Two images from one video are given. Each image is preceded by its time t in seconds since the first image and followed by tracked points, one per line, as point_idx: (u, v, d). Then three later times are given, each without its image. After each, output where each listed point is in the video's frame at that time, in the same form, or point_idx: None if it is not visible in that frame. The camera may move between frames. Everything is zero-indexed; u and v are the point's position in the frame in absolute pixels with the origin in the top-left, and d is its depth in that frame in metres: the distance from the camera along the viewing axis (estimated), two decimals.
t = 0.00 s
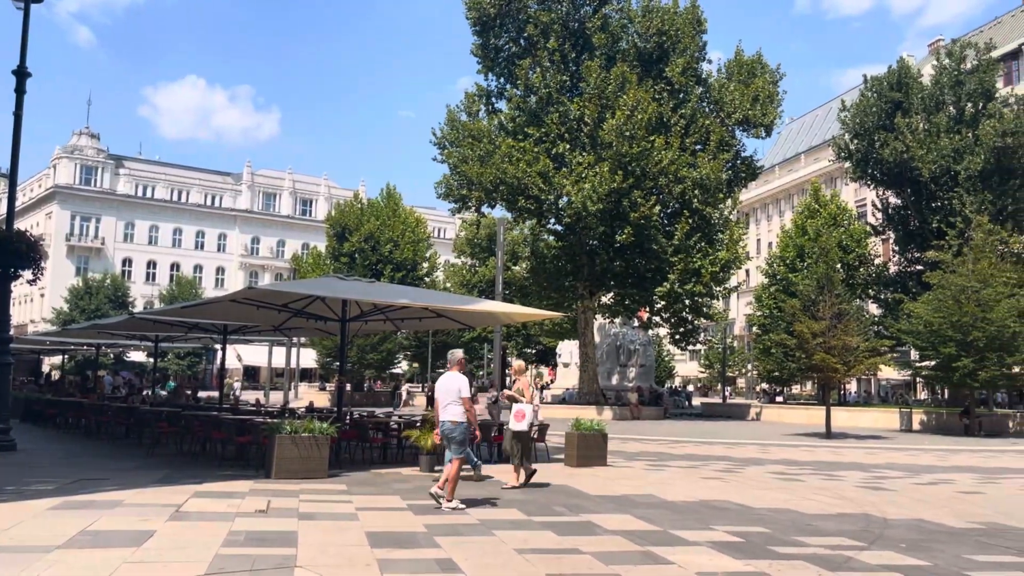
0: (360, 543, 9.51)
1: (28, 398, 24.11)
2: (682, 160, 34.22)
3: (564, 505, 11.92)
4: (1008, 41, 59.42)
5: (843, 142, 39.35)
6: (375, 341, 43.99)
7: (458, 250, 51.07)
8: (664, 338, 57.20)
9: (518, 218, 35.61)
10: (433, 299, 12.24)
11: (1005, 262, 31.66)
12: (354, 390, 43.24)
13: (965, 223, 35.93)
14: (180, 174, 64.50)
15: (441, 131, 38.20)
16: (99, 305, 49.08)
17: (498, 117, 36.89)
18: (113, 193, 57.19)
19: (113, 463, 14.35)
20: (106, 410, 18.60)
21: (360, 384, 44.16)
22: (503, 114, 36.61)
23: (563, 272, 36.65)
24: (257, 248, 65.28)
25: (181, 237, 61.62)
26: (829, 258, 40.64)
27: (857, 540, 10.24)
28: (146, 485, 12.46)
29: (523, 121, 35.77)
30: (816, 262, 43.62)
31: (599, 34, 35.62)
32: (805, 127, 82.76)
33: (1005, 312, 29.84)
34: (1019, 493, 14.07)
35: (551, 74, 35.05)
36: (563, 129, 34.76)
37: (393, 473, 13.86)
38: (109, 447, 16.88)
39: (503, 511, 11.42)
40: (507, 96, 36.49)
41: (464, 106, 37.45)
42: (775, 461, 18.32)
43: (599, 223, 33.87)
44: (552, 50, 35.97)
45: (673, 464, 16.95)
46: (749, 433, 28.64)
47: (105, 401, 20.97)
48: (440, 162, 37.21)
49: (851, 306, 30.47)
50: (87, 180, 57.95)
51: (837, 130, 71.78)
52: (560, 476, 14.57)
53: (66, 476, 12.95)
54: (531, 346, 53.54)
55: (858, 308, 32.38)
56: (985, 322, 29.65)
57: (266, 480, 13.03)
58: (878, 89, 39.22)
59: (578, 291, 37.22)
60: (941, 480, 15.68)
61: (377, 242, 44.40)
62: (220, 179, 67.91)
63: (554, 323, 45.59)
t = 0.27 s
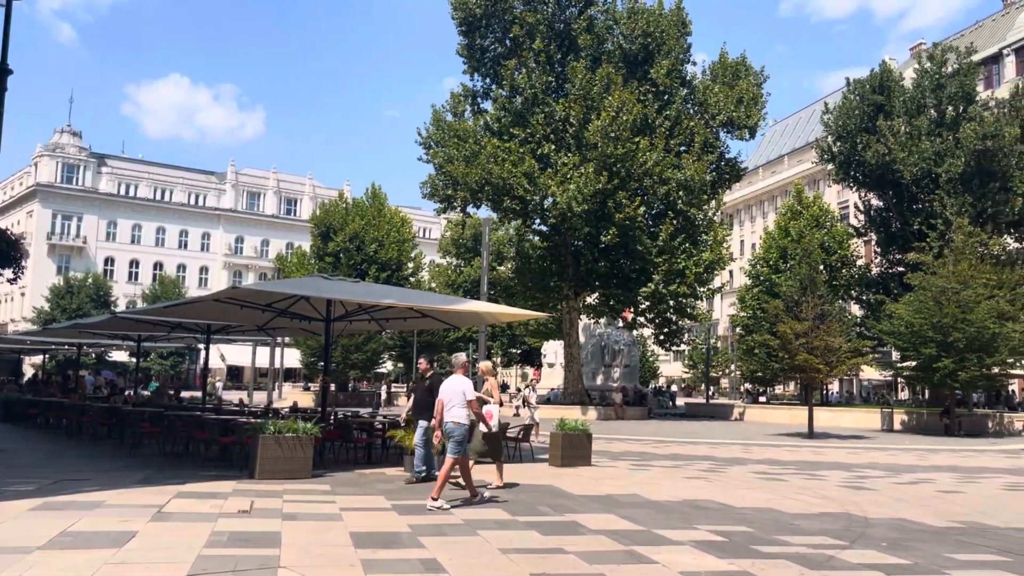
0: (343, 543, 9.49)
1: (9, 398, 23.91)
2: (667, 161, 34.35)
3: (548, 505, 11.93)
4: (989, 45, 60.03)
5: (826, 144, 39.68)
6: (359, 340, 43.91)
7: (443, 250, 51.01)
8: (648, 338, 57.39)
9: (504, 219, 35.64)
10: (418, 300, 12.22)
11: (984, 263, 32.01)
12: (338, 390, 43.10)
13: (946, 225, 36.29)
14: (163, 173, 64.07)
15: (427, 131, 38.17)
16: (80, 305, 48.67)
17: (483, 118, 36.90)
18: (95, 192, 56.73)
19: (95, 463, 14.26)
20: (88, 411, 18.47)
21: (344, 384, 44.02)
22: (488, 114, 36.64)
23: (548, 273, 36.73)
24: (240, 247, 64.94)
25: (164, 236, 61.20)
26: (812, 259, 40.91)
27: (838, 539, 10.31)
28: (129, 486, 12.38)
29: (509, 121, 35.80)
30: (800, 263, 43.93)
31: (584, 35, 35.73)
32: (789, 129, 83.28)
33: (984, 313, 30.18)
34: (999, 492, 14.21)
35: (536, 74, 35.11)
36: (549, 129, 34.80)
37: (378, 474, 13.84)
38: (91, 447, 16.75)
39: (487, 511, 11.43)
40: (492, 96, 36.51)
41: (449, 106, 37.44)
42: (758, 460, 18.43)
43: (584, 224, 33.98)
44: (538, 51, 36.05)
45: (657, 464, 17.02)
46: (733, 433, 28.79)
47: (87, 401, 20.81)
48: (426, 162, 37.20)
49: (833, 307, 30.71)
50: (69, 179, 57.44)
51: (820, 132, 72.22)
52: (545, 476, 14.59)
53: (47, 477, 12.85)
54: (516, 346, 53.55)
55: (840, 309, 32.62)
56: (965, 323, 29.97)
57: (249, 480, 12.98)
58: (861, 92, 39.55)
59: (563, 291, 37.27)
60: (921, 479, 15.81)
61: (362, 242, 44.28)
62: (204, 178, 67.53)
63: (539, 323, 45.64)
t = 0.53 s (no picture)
0: (324, 544, 9.44)
1: None
2: (648, 163, 34.49)
3: (529, 505, 11.94)
4: (964, 50, 60.60)
5: (805, 146, 39.99)
6: (339, 341, 43.71)
7: (424, 250, 50.89)
8: (628, 338, 57.55)
9: (485, 219, 35.63)
10: (398, 300, 12.20)
11: (960, 265, 32.37)
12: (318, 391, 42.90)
13: (923, 228, 36.64)
14: (141, 171, 63.50)
15: (408, 130, 38.07)
16: (56, 304, 48.11)
17: (465, 118, 36.85)
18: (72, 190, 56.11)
19: (72, 464, 14.12)
20: (64, 411, 18.28)
21: (324, 385, 43.82)
22: (470, 115, 36.57)
23: (529, 273, 36.78)
24: (219, 247, 64.47)
25: (142, 235, 60.64)
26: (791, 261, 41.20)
27: (817, 539, 10.37)
28: (106, 487, 12.27)
29: (490, 122, 35.80)
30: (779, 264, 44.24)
31: (566, 36, 35.81)
32: (768, 132, 83.82)
33: (960, 314, 30.49)
34: (974, 492, 14.37)
35: (518, 75, 35.15)
36: (530, 130, 34.82)
37: (359, 475, 13.81)
38: (67, 448, 16.58)
39: (468, 511, 11.42)
40: (474, 96, 36.47)
41: (431, 106, 37.37)
42: (737, 460, 18.55)
43: (565, 224, 34.07)
44: (519, 52, 36.06)
45: (636, 464, 17.09)
46: (712, 433, 28.95)
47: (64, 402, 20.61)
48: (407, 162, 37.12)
49: (811, 309, 30.92)
50: (45, 177, 56.76)
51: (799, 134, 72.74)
52: (525, 476, 14.62)
53: (23, 478, 12.71)
54: (497, 346, 53.54)
55: (819, 310, 32.88)
56: (942, 324, 30.27)
57: (228, 481, 12.91)
58: (840, 95, 39.89)
59: (544, 292, 37.33)
60: (897, 479, 15.98)
61: (342, 242, 44.11)
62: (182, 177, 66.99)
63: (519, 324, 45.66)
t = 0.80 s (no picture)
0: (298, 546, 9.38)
1: None
2: (625, 165, 34.65)
3: (505, 506, 11.93)
4: (935, 55, 61.47)
5: (780, 149, 40.43)
6: (315, 342, 43.49)
7: (401, 251, 50.75)
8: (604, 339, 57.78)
9: (463, 220, 35.61)
10: (374, 300, 12.15)
11: (931, 267, 32.85)
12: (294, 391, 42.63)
13: (895, 231, 37.12)
14: (113, 170, 62.81)
15: (385, 130, 37.96)
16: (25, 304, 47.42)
17: (442, 118, 36.82)
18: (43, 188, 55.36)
19: (42, 466, 13.93)
20: (34, 412, 18.02)
21: (300, 386, 43.55)
22: (447, 115, 36.55)
23: (506, 274, 36.85)
24: (193, 247, 63.89)
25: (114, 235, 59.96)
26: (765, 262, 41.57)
27: (790, 538, 10.46)
28: (77, 489, 12.10)
29: (468, 122, 35.80)
30: (754, 266, 44.61)
31: (544, 38, 35.92)
32: (743, 135, 84.50)
33: (931, 316, 30.90)
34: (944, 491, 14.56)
35: (495, 76, 35.19)
36: (507, 130, 34.83)
37: (334, 477, 13.74)
38: (37, 450, 16.35)
39: (443, 512, 11.38)
40: (451, 96, 36.44)
41: (408, 106, 37.30)
42: (712, 461, 18.66)
43: (542, 226, 34.15)
44: (497, 53, 36.13)
45: (612, 465, 17.16)
46: (688, 433, 29.13)
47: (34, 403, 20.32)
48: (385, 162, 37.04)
49: (785, 310, 31.23)
50: (14, 175, 55.93)
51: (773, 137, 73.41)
52: (501, 477, 14.62)
53: None
54: (474, 347, 53.52)
55: (793, 312, 33.20)
56: (914, 325, 30.70)
57: (201, 483, 12.79)
58: (814, 99, 40.29)
59: (521, 293, 37.39)
60: (869, 479, 16.16)
61: (318, 242, 43.89)
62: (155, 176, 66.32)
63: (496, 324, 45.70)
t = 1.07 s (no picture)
0: (270, 547, 9.31)
1: None
2: (598, 166, 34.78)
3: (479, 507, 11.92)
4: (903, 60, 62.35)
5: (752, 152, 40.89)
6: (286, 341, 43.20)
7: (374, 250, 50.64)
8: (578, 340, 57.99)
9: (436, 219, 35.57)
10: (349, 301, 12.12)
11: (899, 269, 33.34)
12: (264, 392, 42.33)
13: (863, 233, 37.60)
14: (82, 167, 62.03)
15: (358, 129, 37.81)
16: None
17: (416, 118, 36.75)
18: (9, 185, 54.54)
19: (7, 468, 13.71)
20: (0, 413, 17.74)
21: (271, 386, 43.26)
22: (421, 115, 36.45)
23: (480, 274, 36.86)
24: (162, 245, 63.24)
25: (82, 233, 59.19)
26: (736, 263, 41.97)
27: (762, 537, 10.55)
28: (43, 491, 11.93)
29: (441, 122, 35.75)
30: (726, 267, 44.95)
31: (518, 38, 36.00)
32: (715, 138, 85.16)
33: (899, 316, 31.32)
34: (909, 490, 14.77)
35: (469, 76, 35.18)
36: (481, 130, 34.78)
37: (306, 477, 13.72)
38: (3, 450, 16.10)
39: (416, 513, 11.36)
40: (425, 96, 36.37)
41: (382, 105, 37.18)
42: (684, 461, 18.77)
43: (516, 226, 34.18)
44: (471, 53, 36.14)
45: (585, 465, 17.22)
46: (660, 433, 29.28)
47: None
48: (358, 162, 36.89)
49: (756, 311, 31.55)
50: None
51: (745, 140, 74.06)
52: (474, 477, 14.63)
53: None
54: (446, 348, 53.55)
55: (764, 313, 33.51)
56: (882, 325, 31.16)
57: (170, 484, 12.65)
58: (784, 102, 40.62)
59: (494, 293, 37.43)
60: (838, 478, 16.34)
61: (290, 241, 43.62)
62: (125, 174, 65.61)
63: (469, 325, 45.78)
